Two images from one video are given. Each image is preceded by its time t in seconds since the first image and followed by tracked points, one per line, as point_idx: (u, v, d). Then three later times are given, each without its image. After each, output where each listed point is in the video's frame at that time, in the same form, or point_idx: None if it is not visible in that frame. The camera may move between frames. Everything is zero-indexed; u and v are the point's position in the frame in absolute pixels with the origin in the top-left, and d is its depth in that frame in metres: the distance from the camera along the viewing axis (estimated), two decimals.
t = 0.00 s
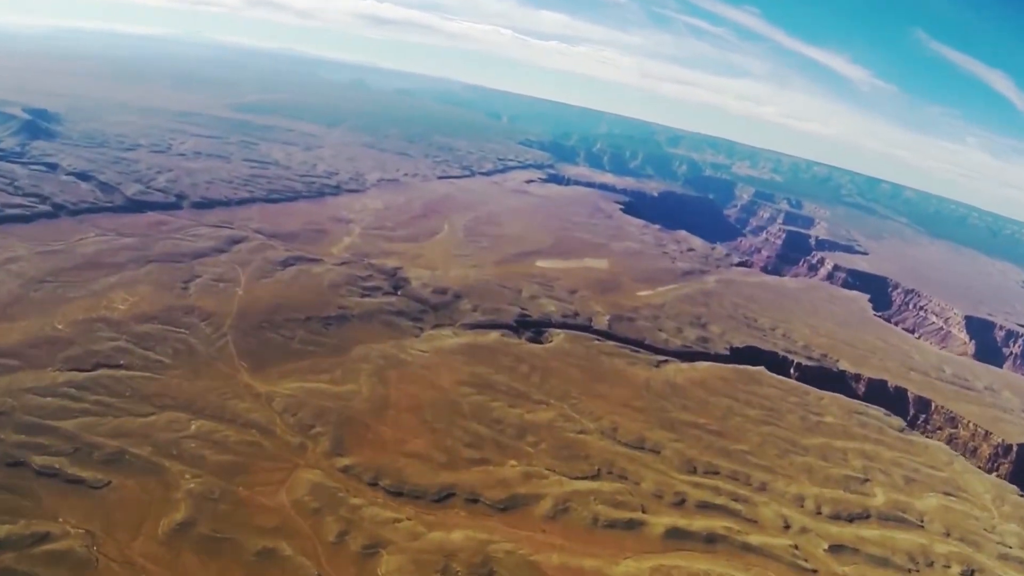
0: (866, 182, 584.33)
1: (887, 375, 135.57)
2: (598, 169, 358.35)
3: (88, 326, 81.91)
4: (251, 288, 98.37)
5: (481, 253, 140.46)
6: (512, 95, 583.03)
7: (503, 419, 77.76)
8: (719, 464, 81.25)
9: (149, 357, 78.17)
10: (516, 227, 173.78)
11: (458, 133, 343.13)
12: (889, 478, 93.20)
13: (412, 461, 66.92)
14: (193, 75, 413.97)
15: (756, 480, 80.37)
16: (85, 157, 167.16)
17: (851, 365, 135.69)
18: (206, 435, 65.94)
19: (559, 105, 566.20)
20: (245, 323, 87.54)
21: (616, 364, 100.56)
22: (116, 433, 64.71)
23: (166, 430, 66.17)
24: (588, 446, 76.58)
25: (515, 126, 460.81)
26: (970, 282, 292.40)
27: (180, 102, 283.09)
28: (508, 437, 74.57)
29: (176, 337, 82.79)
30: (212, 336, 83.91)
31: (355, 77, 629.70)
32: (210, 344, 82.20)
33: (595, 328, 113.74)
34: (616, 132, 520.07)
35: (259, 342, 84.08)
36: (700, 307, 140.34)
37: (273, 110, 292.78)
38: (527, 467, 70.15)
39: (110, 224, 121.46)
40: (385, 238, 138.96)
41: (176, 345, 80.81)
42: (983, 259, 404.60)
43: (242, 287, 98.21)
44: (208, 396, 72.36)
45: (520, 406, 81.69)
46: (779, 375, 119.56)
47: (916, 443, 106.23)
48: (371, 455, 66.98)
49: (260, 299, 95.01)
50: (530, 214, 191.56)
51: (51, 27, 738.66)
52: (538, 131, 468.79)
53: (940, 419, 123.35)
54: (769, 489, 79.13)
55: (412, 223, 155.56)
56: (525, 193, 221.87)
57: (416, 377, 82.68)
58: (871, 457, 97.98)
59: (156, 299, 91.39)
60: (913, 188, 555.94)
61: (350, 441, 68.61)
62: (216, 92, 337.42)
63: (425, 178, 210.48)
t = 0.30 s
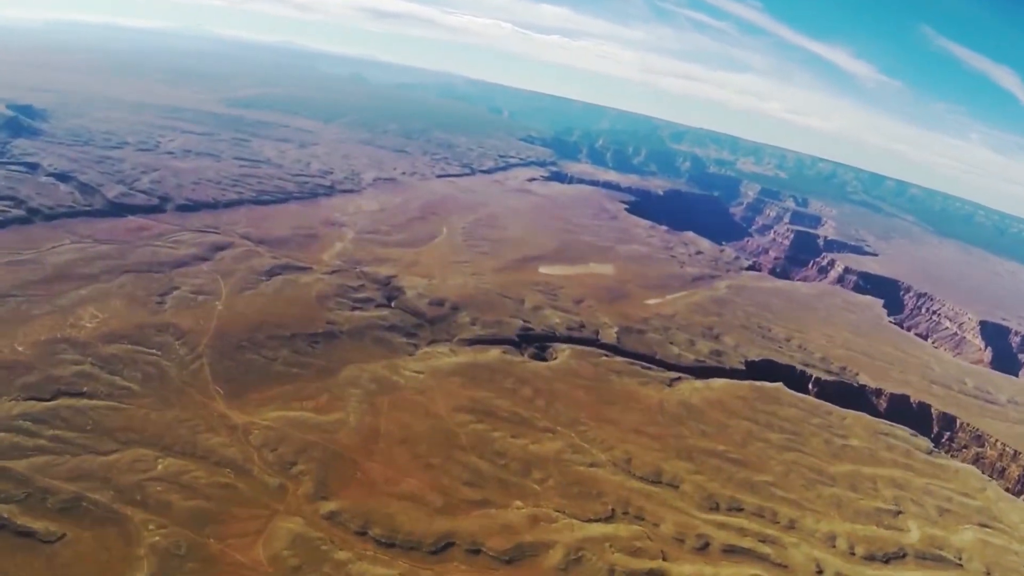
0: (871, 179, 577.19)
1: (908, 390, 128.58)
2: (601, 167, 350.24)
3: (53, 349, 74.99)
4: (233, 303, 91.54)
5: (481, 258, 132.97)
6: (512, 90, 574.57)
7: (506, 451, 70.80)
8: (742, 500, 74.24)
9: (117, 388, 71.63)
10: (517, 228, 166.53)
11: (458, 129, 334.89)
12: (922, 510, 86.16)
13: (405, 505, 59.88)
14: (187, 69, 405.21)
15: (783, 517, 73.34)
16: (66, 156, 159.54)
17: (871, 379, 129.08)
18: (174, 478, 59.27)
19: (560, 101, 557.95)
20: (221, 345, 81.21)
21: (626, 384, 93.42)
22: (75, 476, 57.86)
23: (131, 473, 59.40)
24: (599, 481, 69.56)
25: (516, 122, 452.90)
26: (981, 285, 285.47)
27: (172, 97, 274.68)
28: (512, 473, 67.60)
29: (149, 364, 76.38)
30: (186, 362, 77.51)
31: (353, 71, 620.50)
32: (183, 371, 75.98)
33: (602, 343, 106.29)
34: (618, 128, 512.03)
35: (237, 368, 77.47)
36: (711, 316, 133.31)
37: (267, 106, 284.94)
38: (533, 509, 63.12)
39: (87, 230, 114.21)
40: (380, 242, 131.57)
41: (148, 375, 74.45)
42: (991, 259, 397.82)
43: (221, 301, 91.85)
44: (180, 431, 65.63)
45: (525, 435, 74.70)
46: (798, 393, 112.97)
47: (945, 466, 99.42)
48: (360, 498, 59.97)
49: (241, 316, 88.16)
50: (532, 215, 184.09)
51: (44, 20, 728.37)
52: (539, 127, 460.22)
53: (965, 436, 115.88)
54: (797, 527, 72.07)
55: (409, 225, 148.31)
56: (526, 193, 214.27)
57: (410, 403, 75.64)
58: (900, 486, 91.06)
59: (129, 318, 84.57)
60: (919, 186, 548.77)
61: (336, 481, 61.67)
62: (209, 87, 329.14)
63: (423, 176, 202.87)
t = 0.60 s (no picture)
0: (873, 179, 570.75)
1: (932, 410, 121.52)
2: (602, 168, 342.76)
3: (7, 381, 67.64)
4: (210, 324, 84.09)
5: (480, 268, 125.44)
6: (510, 89, 566.80)
7: (508, 497, 63.62)
8: (769, 547, 67.00)
9: (77, 426, 64.27)
10: (517, 234, 159.12)
11: (455, 129, 327.10)
12: (961, 548, 78.66)
13: (394, 565, 52.50)
14: (178, 69, 396.69)
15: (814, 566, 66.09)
16: (44, 159, 151.68)
17: (893, 399, 122.10)
18: (133, 538, 52.15)
19: (559, 100, 550.36)
20: (194, 373, 73.88)
21: (637, 411, 86.09)
22: (18, 537, 50.68)
23: (84, 531, 52.26)
24: (612, 530, 62.29)
25: (514, 122, 445.11)
26: (992, 289, 278.65)
27: (161, 98, 266.58)
28: (514, 524, 60.38)
29: (114, 397, 69.02)
30: (155, 394, 70.11)
31: (350, 70, 612.52)
32: (151, 404, 68.68)
33: (610, 363, 98.63)
34: (618, 128, 504.63)
35: (212, 401, 70.11)
36: (723, 330, 126.12)
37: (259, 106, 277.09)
38: (539, 566, 55.76)
39: (58, 242, 106.66)
40: (373, 252, 124.05)
41: (112, 410, 67.08)
42: (998, 261, 391.43)
43: (197, 322, 84.49)
44: (144, 479, 58.55)
45: (529, 476, 67.48)
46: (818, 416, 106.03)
47: (978, 497, 92.17)
48: (343, 558, 52.72)
49: (219, 339, 80.81)
50: (532, 220, 176.57)
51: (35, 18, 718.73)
52: (538, 126, 452.37)
53: (993, 460, 108.40)
54: None
55: (404, 232, 140.85)
56: (526, 196, 206.70)
57: (402, 440, 68.33)
58: (935, 522, 83.77)
59: (95, 343, 77.21)
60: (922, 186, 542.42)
61: (317, 539, 54.53)
62: (200, 87, 321.04)
63: (419, 180, 195.31)
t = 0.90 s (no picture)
0: (876, 184, 564.46)
1: (959, 436, 114.19)
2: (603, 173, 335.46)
3: None
4: (181, 356, 77.02)
5: (478, 285, 118.11)
6: (509, 92, 560.04)
7: (510, 559, 56.34)
8: None
9: (24, 477, 57.05)
10: (517, 245, 151.98)
11: (453, 133, 319.88)
12: None
13: None
14: (170, 72, 389.46)
15: None
16: (19, 166, 143.97)
17: (917, 426, 114.87)
18: None
19: (558, 103, 543.72)
20: (160, 415, 66.73)
21: (650, 450, 78.84)
22: None
23: None
24: None
25: (513, 125, 438.02)
26: (1003, 298, 271.27)
27: (150, 102, 259.01)
28: None
29: (69, 443, 61.82)
30: (116, 440, 63.06)
31: (346, 72, 605.32)
32: (110, 452, 61.49)
33: (619, 392, 91.46)
34: (618, 132, 497.94)
35: (179, 447, 63.04)
36: (736, 351, 119.11)
37: (251, 110, 269.81)
38: None
39: (26, 257, 99.25)
40: (364, 267, 116.65)
41: (66, 459, 59.90)
42: (1005, 268, 384.78)
43: (167, 353, 77.34)
44: (96, 544, 51.39)
45: (533, 532, 60.17)
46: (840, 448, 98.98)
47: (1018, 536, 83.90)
48: None
49: (190, 374, 73.71)
50: (532, 230, 169.22)
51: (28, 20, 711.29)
52: (537, 130, 445.23)
53: None
54: None
55: (398, 244, 133.65)
56: (526, 204, 199.39)
57: (391, 492, 61.22)
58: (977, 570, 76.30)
59: (54, 378, 69.98)
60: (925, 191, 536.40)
61: None
62: (192, 90, 313.55)
63: (415, 187, 187.94)
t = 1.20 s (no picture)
0: (884, 185, 555.95)
1: (995, 464, 106.24)
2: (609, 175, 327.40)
3: None
4: (154, 388, 69.85)
5: (481, 299, 110.32)
6: (513, 91, 552.27)
7: None
8: None
9: None
10: (522, 252, 144.28)
11: (455, 133, 312.53)
12: None
13: None
14: (168, 70, 382.50)
15: None
16: None
17: (949, 453, 106.73)
18: None
19: (562, 102, 535.93)
20: (124, 459, 59.48)
21: (670, 493, 71.39)
22: None
23: None
24: None
25: (517, 125, 429.83)
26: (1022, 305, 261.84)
27: (144, 101, 251.22)
28: None
29: (19, 494, 54.59)
30: (73, 491, 55.89)
31: (348, 71, 597.54)
32: (66, 504, 54.31)
33: (633, 423, 84.14)
34: (623, 132, 490.19)
35: (144, 499, 55.82)
36: (756, 372, 111.66)
37: (248, 109, 262.48)
38: None
39: None
40: (358, 281, 108.92)
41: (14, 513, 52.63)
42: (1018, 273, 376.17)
43: (137, 384, 70.26)
44: None
45: None
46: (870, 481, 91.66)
47: None
48: None
49: (162, 409, 66.52)
50: (538, 236, 161.18)
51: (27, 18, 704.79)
52: (541, 130, 437.62)
53: None
54: None
55: (397, 253, 126.07)
56: (530, 207, 191.37)
57: (382, 553, 53.90)
58: None
59: (8, 415, 62.77)
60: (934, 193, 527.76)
61: None
62: (188, 88, 306.27)
63: (415, 190, 179.95)
